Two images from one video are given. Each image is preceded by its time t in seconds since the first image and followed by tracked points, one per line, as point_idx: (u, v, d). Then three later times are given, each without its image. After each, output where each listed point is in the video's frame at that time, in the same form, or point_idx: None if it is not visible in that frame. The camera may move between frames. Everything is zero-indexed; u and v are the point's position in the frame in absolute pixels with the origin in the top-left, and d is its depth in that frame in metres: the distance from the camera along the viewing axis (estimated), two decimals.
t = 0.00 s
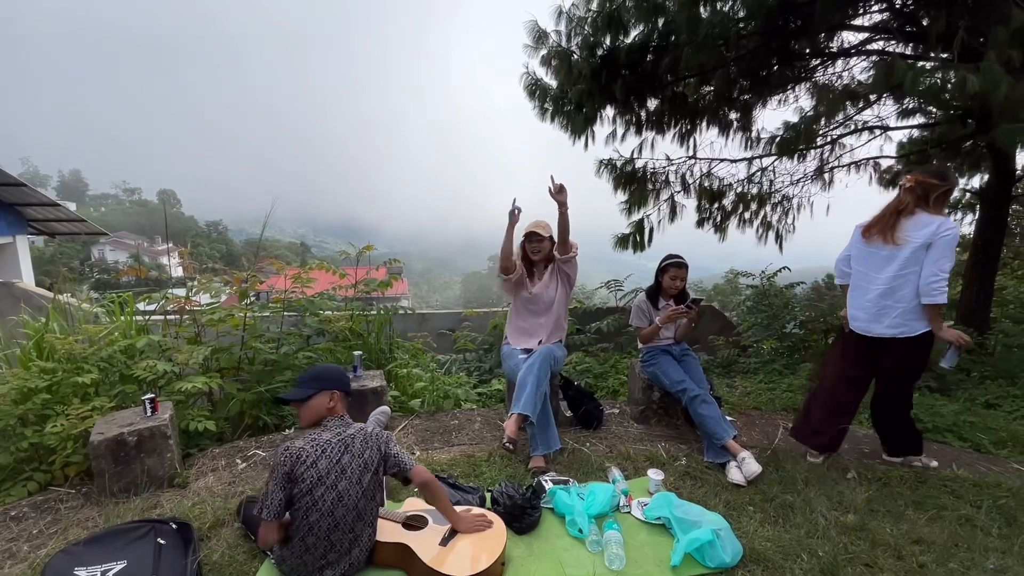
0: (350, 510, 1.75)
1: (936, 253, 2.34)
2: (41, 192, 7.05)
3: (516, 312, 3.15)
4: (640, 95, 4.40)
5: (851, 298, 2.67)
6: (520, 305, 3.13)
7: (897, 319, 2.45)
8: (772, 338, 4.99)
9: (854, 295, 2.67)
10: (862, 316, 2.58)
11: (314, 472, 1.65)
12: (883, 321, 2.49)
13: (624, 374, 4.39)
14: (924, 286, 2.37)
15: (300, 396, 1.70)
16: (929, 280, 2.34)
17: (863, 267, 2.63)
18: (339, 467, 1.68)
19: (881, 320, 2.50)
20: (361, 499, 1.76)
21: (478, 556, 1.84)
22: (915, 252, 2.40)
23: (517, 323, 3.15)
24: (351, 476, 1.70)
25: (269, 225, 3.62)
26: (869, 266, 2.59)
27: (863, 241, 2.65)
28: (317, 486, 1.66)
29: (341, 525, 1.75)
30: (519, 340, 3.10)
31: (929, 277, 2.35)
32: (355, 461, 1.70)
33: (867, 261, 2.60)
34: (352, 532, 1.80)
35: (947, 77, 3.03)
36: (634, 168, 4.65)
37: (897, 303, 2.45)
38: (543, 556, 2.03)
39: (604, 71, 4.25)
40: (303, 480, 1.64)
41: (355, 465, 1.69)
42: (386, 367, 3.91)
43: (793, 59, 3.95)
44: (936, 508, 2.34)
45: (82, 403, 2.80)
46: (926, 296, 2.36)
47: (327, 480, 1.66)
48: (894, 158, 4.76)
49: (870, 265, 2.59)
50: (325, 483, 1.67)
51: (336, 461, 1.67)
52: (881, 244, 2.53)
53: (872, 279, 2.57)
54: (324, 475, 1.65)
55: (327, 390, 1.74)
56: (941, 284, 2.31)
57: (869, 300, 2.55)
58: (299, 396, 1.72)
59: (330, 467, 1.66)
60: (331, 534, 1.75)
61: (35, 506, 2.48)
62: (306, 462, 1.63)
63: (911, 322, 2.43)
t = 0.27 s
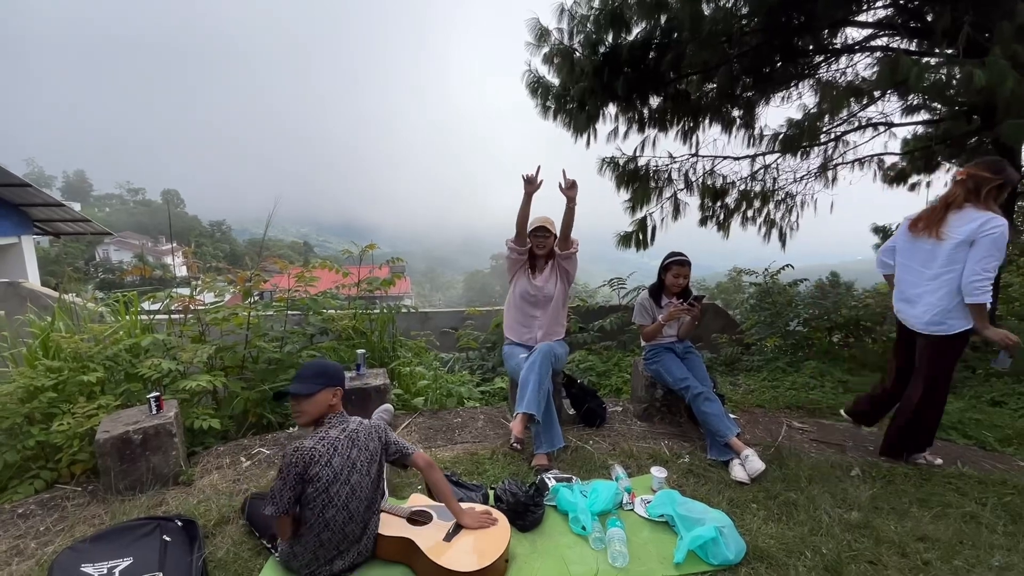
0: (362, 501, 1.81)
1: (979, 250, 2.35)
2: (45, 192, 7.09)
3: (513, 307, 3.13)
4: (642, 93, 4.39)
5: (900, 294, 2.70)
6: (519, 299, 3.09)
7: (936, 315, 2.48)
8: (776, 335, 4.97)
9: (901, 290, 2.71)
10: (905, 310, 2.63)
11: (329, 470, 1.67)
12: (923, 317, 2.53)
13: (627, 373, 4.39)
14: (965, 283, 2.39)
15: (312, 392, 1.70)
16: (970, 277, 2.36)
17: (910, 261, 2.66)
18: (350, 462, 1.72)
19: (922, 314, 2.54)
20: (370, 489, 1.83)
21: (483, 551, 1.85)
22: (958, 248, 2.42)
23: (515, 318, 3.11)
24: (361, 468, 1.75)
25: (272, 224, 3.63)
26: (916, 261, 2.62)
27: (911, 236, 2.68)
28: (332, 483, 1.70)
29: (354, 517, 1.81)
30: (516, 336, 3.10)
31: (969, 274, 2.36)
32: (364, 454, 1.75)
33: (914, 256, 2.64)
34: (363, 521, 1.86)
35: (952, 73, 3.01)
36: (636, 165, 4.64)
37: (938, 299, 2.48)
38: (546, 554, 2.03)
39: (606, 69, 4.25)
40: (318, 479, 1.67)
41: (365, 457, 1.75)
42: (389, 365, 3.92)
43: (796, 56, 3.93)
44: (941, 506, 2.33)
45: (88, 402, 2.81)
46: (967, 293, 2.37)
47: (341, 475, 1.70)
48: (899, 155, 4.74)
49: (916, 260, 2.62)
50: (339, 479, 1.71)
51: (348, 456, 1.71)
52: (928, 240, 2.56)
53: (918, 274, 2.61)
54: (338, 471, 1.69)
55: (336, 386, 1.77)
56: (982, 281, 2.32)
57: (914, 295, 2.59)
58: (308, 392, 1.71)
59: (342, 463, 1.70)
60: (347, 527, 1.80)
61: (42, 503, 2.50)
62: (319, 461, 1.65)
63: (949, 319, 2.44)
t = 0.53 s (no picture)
0: (381, 491, 1.90)
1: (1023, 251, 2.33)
2: (57, 190, 7.17)
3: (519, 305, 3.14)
4: (650, 88, 4.36)
5: (944, 286, 2.72)
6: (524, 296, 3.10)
7: (972, 311, 2.50)
8: (784, 332, 4.93)
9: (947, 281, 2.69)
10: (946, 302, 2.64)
11: (358, 464, 1.75)
12: (958, 312, 2.56)
13: (634, 369, 4.38)
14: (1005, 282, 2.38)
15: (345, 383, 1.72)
16: (1007, 277, 2.35)
17: (958, 254, 2.63)
18: (374, 455, 1.80)
19: (959, 309, 2.55)
20: (388, 478, 1.92)
21: (491, 545, 1.86)
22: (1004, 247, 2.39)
23: (519, 315, 3.12)
24: (383, 459, 1.84)
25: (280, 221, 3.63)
26: (964, 254, 2.59)
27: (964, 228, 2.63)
28: (359, 475, 1.77)
29: (374, 507, 1.89)
30: (520, 334, 3.11)
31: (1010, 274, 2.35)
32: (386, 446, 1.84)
33: (963, 249, 2.60)
34: (379, 510, 1.95)
35: (966, 66, 2.97)
36: (644, 161, 4.61)
37: (978, 296, 2.48)
38: (554, 550, 2.04)
39: (613, 64, 4.22)
40: (348, 473, 1.73)
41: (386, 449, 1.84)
42: (397, 361, 3.94)
43: (806, 49, 3.89)
44: (952, 504, 2.31)
45: (101, 397, 2.85)
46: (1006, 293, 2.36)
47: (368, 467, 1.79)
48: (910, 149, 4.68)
49: (964, 253, 2.59)
50: (365, 471, 1.79)
51: (373, 449, 1.79)
52: (979, 235, 2.52)
53: (963, 268, 2.58)
54: (366, 464, 1.77)
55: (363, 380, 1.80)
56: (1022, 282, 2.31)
57: (957, 289, 2.59)
58: (339, 383, 1.72)
59: (368, 455, 1.77)
60: (367, 516, 1.88)
61: (56, 497, 2.54)
62: (349, 455, 1.72)
63: (982, 317, 2.47)
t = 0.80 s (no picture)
0: (395, 482, 1.92)
1: None
2: (72, 185, 7.28)
3: (524, 301, 3.16)
4: (661, 80, 4.31)
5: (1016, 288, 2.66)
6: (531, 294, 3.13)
7: None
8: (796, 327, 4.88)
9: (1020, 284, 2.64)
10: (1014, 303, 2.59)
11: (372, 454, 1.77)
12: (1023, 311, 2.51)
13: (644, 364, 4.36)
14: None
15: (360, 377, 1.73)
16: None
17: None
18: (388, 446, 1.82)
19: None
20: (401, 470, 1.94)
21: (501, 537, 1.87)
22: None
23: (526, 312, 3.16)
24: (396, 451, 1.86)
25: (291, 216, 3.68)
26: None
27: None
28: (373, 466, 1.79)
29: (387, 498, 1.91)
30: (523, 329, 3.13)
31: None
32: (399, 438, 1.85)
33: None
34: (391, 502, 1.97)
35: (987, 55, 2.90)
36: (654, 154, 4.57)
37: None
38: (563, 544, 2.05)
39: (624, 55, 4.17)
40: (362, 464, 1.75)
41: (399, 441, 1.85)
42: (407, 355, 3.97)
43: (821, 39, 3.82)
44: (967, 501, 2.28)
45: (117, 389, 2.90)
46: None
47: (381, 458, 1.80)
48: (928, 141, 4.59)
49: None
50: (379, 462, 1.81)
51: (387, 440, 1.80)
52: None
53: None
54: (379, 455, 1.79)
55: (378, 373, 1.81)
56: None
57: None
58: (353, 376, 1.73)
59: (382, 447, 1.79)
60: (381, 507, 1.90)
61: (75, 486, 2.60)
62: (363, 447, 1.73)
63: None
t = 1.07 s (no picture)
0: (407, 471, 1.93)
1: None
2: (89, 178, 7.39)
3: (538, 291, 3.17)
4: (674, 69, 4.24)
5: None
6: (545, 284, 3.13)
7: None
8: (811, 320, 4.83)
9: None
10: None
11: (382, 443, 1.78)
12: None
13: (656, 356, 4.35)
14: None
15: (365, 370, 1.74)
16: None
17: None
18: (399, 435, 1.83)
19: None
20: (413, 459, 1.95)
21: (515, 527, 1.88)
22: None
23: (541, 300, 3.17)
24: (407, 440, 1.87)
25: (304, 209, 3.68)
26: None
27: None
28: (384, 454, 1.81)
29: (400, 487, 1.92)
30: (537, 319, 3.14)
31: None
32: (409, 427, 1.86)
33: None
34: (405, 491, 1.98)
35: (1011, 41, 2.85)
36: (668, 145, 4.52)
37: None
38: (576, 533, 2.06)
39: (637, 45, 4.12)
40: (373, 452, 1.77)
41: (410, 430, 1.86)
42: (419, 346, 4.00)
43: (840, 26, 3.74)
44: (987, 496, 2.25)
45: (137, 378, 2.96)
46: None
47: (392, 447, 1.82)
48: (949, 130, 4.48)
49: None
50: (391, 450, 1.82)
51: (397, 429, 1.82)
52: None
53: None
54: (389, 443, 1.80)
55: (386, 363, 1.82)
56: None
57: None
58: (358, 369, 1.74)
59: (393, 435, 1.80)
60: (394, 496, 1.92)
61: (98, 472, 2.66)
62: (373, 435, 1.75)
63: None
